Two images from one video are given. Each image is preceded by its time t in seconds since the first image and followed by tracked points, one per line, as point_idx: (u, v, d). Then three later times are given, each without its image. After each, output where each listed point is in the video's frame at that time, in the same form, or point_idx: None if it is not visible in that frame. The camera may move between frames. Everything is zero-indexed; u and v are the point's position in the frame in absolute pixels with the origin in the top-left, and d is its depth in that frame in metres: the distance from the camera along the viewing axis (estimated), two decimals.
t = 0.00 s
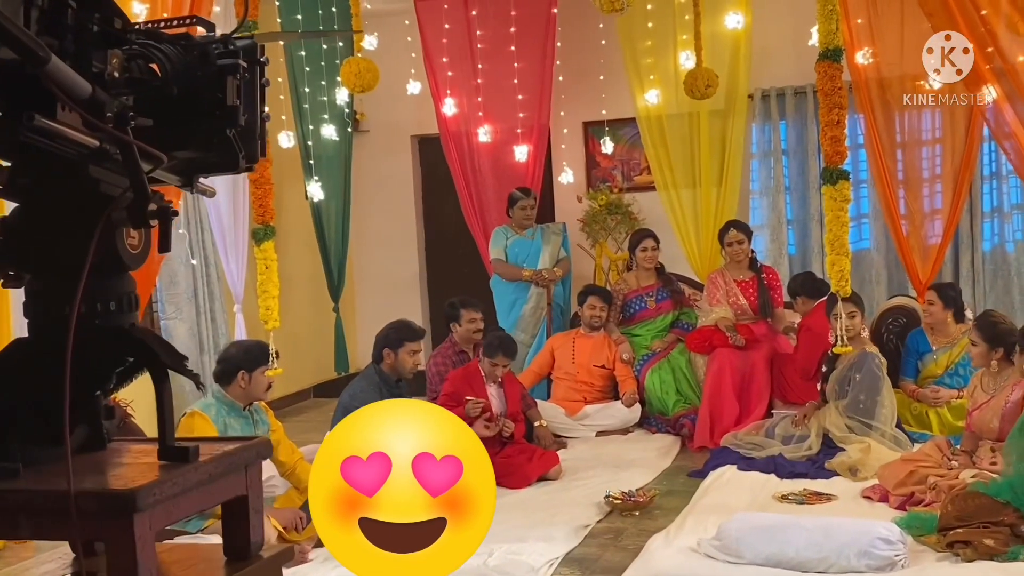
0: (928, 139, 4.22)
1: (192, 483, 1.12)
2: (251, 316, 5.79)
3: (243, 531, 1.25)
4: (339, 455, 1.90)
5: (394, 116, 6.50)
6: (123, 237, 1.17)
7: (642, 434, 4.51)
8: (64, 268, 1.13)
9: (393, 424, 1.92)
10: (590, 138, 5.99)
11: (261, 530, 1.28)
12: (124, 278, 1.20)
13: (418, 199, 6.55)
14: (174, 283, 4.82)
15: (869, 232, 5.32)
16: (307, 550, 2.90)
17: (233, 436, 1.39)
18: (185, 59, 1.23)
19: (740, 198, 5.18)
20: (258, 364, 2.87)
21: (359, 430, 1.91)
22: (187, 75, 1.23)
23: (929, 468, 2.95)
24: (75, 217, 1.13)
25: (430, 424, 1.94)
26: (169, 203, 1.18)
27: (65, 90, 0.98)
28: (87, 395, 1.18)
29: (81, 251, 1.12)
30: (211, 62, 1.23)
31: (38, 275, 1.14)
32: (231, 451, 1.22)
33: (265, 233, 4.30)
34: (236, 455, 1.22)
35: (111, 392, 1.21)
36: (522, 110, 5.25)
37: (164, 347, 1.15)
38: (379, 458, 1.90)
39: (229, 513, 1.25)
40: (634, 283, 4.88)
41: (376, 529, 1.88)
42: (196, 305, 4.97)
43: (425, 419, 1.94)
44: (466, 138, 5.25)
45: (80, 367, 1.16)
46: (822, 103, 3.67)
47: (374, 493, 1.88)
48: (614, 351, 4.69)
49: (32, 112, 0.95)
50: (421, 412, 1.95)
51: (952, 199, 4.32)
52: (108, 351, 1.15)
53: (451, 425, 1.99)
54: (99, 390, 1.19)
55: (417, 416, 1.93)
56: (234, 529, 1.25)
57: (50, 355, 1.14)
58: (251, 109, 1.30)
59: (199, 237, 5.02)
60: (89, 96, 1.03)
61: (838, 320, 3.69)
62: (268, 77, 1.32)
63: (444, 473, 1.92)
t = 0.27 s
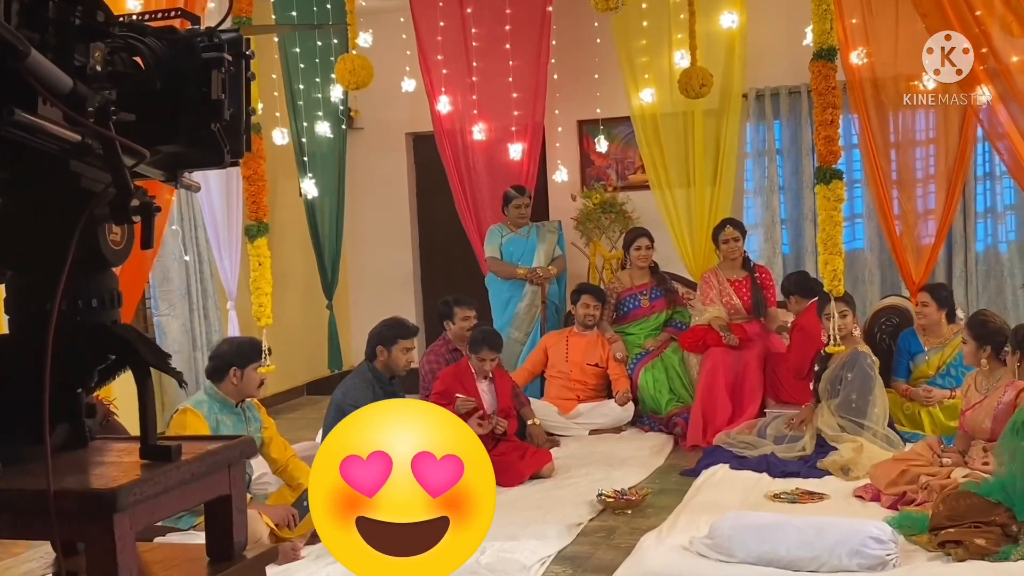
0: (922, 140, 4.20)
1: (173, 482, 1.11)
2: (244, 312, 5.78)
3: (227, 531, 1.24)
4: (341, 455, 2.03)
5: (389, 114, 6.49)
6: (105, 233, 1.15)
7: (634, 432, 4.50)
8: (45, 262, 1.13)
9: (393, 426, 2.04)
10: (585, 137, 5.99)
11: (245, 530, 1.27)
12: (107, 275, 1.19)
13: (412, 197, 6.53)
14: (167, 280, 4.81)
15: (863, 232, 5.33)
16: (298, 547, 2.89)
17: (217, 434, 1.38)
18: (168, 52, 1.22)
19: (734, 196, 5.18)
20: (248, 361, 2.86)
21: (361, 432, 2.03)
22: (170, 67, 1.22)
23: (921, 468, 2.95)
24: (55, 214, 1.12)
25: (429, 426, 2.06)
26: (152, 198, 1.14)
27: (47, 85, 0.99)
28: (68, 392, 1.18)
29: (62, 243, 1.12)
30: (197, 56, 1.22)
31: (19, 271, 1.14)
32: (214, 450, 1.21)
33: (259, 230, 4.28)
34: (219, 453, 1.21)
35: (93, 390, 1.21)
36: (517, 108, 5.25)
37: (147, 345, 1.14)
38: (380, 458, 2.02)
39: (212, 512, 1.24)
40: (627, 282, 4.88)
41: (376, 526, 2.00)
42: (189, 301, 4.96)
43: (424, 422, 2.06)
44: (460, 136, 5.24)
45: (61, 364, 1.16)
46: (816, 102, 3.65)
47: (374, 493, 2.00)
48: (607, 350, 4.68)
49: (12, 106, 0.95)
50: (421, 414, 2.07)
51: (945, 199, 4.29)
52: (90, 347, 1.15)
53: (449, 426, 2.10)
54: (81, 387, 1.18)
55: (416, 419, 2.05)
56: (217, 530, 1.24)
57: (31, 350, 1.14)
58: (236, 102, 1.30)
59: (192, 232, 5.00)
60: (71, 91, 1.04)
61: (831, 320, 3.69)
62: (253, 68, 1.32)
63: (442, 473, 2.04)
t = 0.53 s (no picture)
0: (914, 137, 4.28)
1: (153, 480, 1.11)
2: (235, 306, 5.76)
3: (208, 530, 1.23)
4: (340, 453, 1.92)
5: (382, 108, 6.47)
6: (85, 227, 1.13)
7: (625, 428, 4.51)
8: (25, 258, 1.11)
9: (393, 423, 1.92)
10: (578, 133, 5.98)
11: (227, 529, 1.26)
12: (86, 269, 1.18)
13: (405, 192, 6.52)
14: (159, 273, 4.79)
15: (855, 229, 5.34)
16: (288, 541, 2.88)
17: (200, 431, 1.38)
18: (145, 43, 1.22)
19: (726, 193, 5.18)
20: (240, 355, 2.84)
21: (360, 429, 1.92)
22: (151, 60, 1.23)
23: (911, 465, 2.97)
24: (34, 210, 1.11)
25: (431, 422, 1.95)
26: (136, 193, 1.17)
27: (27, 79, 0.98)
28: (47, 386, 1.17)
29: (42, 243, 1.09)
30: (180, 47, 1.23)
31: None
32: (196, 447, 1.21)
33: (250, 224, 4.26)
34: (200, 450, 1.21)
35: (73, 385, 1.20)
36: (510, 104, 5.24)
37: (128, 341, 1.14)
38: (379, 457, 1.91)
39: (192, 508, 1.24)
40: (620, 277, 4.88)
41: (377, 528, 1.91)
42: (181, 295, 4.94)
43: (425, 418, 1.94)
44: (454, 131, 5.23)
45: (40, 361, 1.14)
46: (809, 99, 3.66)
47: (373, 494, 1.90)
48: (599, 346, 4.69)
49: None
50: (422, 410, 1.95)
51: (938, 195, 4.34)
52: (70, 342, 1.14)
53: (452, 423, 1.99)
54: (62, 382, 1.17)
55: (417, 415, 1.94)
56: (198, 528, 1.23)
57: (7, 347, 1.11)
58: (220, 94, 1.32)
59: (184, 225, 4.98)
60: (51, 83, 1.02)
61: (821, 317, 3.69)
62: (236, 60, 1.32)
63: (444, 473, 1.93)
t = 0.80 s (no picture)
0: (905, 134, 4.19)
1: (131, 472, 1.09)
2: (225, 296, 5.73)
3: (188, 522, 1.22)
4: (340, 453, 1.93)
5: (374, 99, 6.45)
6: (64, 215, 1.12)
7: (616, 421, 4.51)
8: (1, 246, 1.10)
9: (393, 423, 1.93)
10: (570, 126, 5.97)
11: (207, 521, 1.25)
12: (65, 257, 1.17)
13: (397, 183, 6.50)
14: (149, 262, 4.78)
15: (846, 224, 5.35)
16: (278, 532, 2.87)
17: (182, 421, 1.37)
18: (129, 24, 1.21)
19: (718, 188, 5.18)
20: (231, 345, 2.82)
21: (359, 430, 1.93)
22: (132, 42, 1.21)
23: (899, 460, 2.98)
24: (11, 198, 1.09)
25: (431, 422, 1.95)
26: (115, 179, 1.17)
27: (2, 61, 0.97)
28: (25, 375, 1.16)
29: (18, 235, 1.07)
30: (164, 31, 1.21)
31: None
32: (176, 438, 1.19)
33: (241, 214, 4.23)
34: (180, 442, 1.20)
35: (52, 374, 1.19)
36: (503, 96, 5.23)
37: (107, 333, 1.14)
38: (379, 457, 1.92)
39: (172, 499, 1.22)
40: (611, 271, 4.88)
41: (377, 528, 1.91)
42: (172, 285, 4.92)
43: (425, 418, 1.94)
44: (446, 123, 5.19)
45: (17, 351, 1.13)
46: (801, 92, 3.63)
47: (373, 494, 1.91)
48: (590, 339, 4.70)
49: None
50: (422, 410, 1.95)
51: (928, 191, 4.33)
52: (47, 332, 1.13)
53: (453, 423, 1.99)
54: (40, 372, 1.17)
55: (417, 415, 1.94)
56: (177, 520, 1.22)
57: None
58: (203, 80, 1.32)
59: (174, 214, 4.95)
60: (29, 68, 1.01)
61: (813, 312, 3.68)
62: (220, 48, 1.33)
63: (444, 473, 1.93)
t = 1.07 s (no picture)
0: (898, 126, 4.25)
1: (110, 461, 1.15)
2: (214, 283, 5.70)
3: (168, 513, 1.29)
4: (340, 453, 1.95)
5: (366, 87, 6.41)
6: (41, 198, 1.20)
7: (605, 411, 4.51)
8: None
9: (393, 423, 1.94)
10: (562, 116, 5.95)
11: (185, 512, 1.32)
12: (43, 243, 1.23)
13: (388, 172, 6.47)
14: (138, 249, 4.75)
15: (837, 217, 5.36)
16: (266, 519, 2.87)
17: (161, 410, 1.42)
18: (104, 10, 1.29)
19: (709, 180, 5.17)
20: (218, 333, 2.81)
21: (360, 430, 1.95)
22: (110, 28, 1.29)
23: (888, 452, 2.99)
24: None
25: (431, 422, 1.96)
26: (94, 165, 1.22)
27: None
28: (3, 361, 1.20)
29: None
30: (146, 14, 1.28)
31: None
32: (154, 427, 1.25)
33: (232, 200, 4.19)
34: (160, 430, 1.26)
35: (29, 359, 1.23)
36: (494, 85, 5.21)
37: (87, 319, 1.18)
38: (379, 457, 1.93)
39: (152, 491, 1.29)
40: (602, 261, 4.86)
41: (377, 529, 1.92)
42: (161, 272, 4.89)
43: (426, 418, 1.96)
44: (438, 113, 5.18)
45: None
46: (793, 85, 3.63)
47: (374, 493, 1.92)
48: (580, 329, 4.69)
49: None
50: (422, 410, 1.97)
51: (919, 185, 4.33)
52: (29, 317, 1.17)
53: (453, 424, 2.00)
54: (18, 358, 1.21)
55: (417, 416, 1.95)
56: (157, 511, 1.29)
57: None
58: (184, 63, 1.39)
59: (164, 200, 4.92)
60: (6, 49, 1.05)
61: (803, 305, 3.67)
62: (201, 31, 1.42)
63: (444, 473, 1.94)
